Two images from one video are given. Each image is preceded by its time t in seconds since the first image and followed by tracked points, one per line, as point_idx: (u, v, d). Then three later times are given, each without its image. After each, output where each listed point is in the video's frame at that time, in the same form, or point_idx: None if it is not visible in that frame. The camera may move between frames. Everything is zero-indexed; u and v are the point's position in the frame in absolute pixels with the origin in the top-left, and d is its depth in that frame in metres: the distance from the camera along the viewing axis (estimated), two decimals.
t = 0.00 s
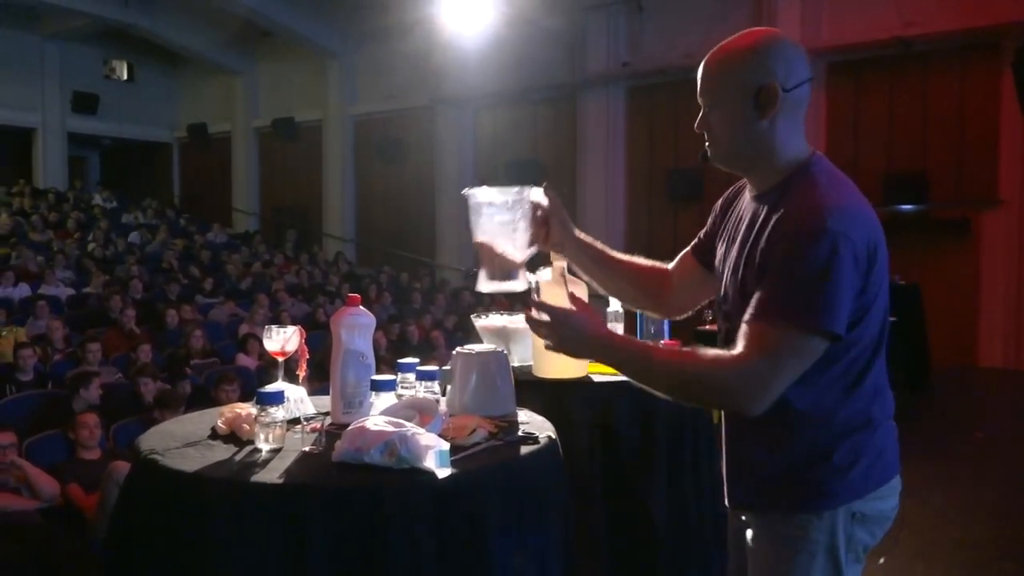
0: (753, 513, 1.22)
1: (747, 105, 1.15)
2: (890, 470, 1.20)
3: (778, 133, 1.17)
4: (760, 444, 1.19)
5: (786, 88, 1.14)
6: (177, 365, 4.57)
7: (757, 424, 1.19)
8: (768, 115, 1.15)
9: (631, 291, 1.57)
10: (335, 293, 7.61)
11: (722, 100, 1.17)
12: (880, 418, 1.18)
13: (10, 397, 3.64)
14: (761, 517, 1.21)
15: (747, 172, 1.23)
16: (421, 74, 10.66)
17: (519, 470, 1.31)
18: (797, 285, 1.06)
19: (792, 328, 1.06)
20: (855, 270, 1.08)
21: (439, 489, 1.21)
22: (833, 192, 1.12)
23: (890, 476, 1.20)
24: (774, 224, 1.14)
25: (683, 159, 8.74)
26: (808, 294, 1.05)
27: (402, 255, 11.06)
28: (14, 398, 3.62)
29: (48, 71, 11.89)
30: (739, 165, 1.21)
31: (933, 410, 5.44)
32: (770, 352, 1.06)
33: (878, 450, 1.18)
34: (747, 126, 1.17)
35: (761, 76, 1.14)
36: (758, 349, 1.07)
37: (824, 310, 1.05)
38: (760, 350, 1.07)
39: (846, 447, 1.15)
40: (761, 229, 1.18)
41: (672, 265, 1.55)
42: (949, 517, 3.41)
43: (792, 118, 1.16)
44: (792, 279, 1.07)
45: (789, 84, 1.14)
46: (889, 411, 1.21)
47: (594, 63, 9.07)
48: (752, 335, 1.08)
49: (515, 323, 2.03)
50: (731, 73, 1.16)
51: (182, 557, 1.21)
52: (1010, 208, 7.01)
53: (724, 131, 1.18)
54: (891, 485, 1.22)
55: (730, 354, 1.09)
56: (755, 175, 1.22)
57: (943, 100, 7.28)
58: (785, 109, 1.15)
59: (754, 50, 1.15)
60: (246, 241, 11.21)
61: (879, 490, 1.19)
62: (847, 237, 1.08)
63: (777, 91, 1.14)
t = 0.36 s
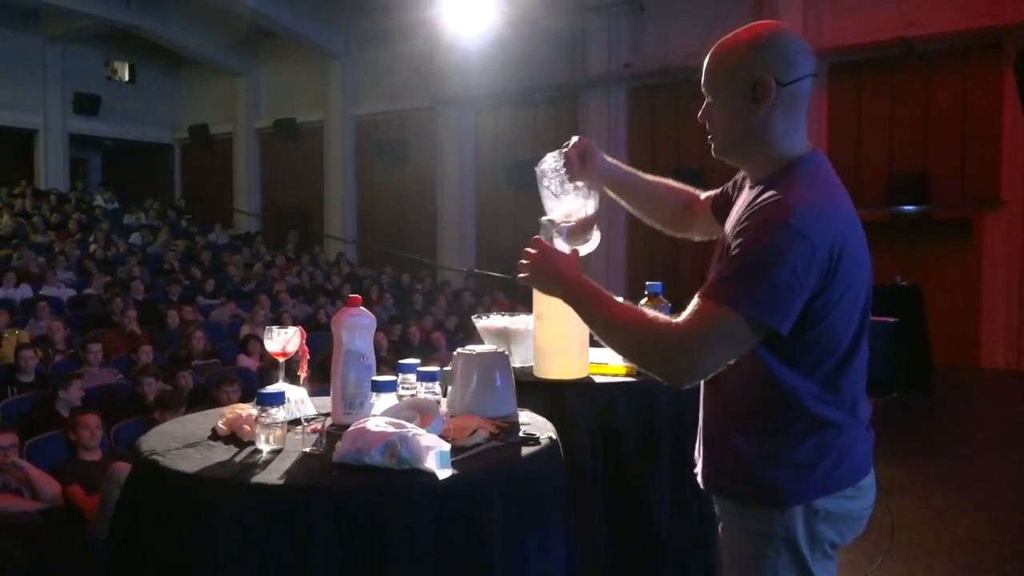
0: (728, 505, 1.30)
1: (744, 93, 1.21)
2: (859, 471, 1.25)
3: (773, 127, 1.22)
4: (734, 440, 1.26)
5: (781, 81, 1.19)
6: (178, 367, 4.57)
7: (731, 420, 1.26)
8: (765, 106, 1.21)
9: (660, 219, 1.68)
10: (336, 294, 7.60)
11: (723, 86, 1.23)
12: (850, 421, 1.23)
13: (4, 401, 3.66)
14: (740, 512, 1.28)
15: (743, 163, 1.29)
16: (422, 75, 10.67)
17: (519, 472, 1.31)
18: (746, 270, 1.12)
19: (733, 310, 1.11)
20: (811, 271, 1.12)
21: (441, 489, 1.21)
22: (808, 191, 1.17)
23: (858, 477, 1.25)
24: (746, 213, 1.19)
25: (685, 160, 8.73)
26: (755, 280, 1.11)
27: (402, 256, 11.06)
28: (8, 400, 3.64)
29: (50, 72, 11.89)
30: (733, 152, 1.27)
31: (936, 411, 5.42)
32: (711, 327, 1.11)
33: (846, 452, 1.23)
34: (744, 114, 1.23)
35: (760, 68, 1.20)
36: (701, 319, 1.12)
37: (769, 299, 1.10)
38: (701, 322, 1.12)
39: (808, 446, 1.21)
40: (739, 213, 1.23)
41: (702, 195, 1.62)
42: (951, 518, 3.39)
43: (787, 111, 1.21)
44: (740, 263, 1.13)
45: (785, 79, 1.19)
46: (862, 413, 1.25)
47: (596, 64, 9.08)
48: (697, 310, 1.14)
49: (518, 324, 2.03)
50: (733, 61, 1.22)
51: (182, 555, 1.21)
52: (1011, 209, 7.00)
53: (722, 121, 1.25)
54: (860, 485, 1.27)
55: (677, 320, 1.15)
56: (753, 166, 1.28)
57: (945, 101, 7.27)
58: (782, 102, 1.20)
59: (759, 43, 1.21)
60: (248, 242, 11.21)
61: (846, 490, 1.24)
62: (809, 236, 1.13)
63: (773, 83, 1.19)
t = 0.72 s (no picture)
0: (730, 506, 1.30)
1: (737, 97, 1.24)
2: (857, 475, 1.24)
3: (767, 129, 1.24)
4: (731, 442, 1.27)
5: (773, 87, 1.22)
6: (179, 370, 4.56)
7: (731, 421, 1.28)
8: (758, 110, 1.23)
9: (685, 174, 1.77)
10: (336, 297, 7.60)
11: (720, 91, 1.27)
12: (846, 425, 1.23)
13: (5, 405, 3.69)
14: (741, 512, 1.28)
15: (745, 166, 1.30)
16: (421, 77, 10.67)
17: (518, 477, 1.31)
18: (729, 282, 1.17)
19: (718, 322, 1.17)
20: (792, 282, 1.15)
21: (441, 495, 1.21)
22: (797, 199, 1.19)
23: (855, 481, 1.24)
24: (739, 221, 1.23)
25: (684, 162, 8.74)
26: (735, 293, 1.16)
27: (402, 259, 11.06)
28: (7, 405, 3.66)
29: (50, 76, 11.90)
30: (733, 156, 1.29)
31: (937, 413, 5.41)
32: (699, 340, 1.18)
33: (842, 456, 1.22)
34: (738, 118, 1.25)
35: (753, 72, 1.23)
36: (690, 332, 1.19)
37: (749, 312, 1.15)
38: (690, 335, 1.19)
39: (801, 449, 1.21)
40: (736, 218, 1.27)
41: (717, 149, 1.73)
42: (953, 519, 3.38)
43: (781, 116, 1.23)
44: (723, 276, 1.18)
45: (777, 85, 1.21)
46: (859, 418, 1.25)
47: (595, 66, 9.10)
48: (688, 321, 1.20)
49: (518, 328, 2.03)
50: (729, 67, 1.25)
51: (182, 560, 1.21)
52: (1011, 210, 7.00)
53: (721, 127, 1.28)
54: (858, 490, 1.25)
55: (671, 330, 1.22)
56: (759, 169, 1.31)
57: (943, 101, 7.27)
58: (776, 105, 1.22)
59: (754, 48, 1.24)
60: (247, 246, 11.21)
61: (842, 494, 1.23)
62: (790, 247, 1.15)
63: (763, 86, 1.22)
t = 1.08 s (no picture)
0: (729, 521, 1.31)
1: (730, 110, 1.26)
2: (855, 490, 1.24)
3: (761, 142, 1.25)
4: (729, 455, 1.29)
5: (766, 99, 1.23)
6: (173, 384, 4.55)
7: (729, 435, 1.29)
8: (751, 123, 1.24)
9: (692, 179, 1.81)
10: (331, 311, 7.58)
11: (715, 103, 1.28)
12: (843, 440, 1.23)
13: None
14: (742, 525, 1.29)
15: (741, 178, 1.31)
16: (415, 91, 10.69)
17: (512, 493, 1.30)
18: (716, 296, 1.19)
19: (706, 335, 1.18)
20: (779, 295, 1.16)
21: (436, 512, 1.21)
22: (788, 212, 1.20)
23: (854, 497, 1.24)
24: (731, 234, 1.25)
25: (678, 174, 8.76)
26: (722, 307, 1.18)
27: (397, 272, 11.05)
28: None
29: (44, 91, 11.89)
30: (730, 168, 1.30)
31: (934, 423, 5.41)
32: (688, 352, 1.19)
33: (839, 471, 1.22)
34: (732, 130, 1.27)
35: (746, 85, 1.24)
36: (679, 343, 1.21)
37: (736, 325, 1.16)
38: (681, 346, 1.21)
39: (796, 464, 1.22)
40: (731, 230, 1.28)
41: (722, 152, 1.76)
42: (949, 531, 3.38)
43: (774, 126, 1.24)
44: (713, 289, 1.19)
45: (770, 97, 1.23)
46: (857, 433, 1.25)
47: (589, 78, 9.15)
48: (680, 333, 1.22)
49: (512, 342, 2.03)
50: (723, 79, 1.27)
51: None
52: (1003, 220, 7.04)
53: (717, 139, 1.30)
54: (857, 506, 1.25)
55: (663, 341, 1.24)
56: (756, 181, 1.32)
57: (937, 111, 7.31)
58: (768, 118, 1.24)
59: (748, 61, 1.25)
60: (242, 259, 11.19)
61: (839, 510, 1.24)
62: (776, 261, 1.16)
63: (755, 99, 1.23)
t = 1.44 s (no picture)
0: (725, 537, 1.33)
1: (720, 125, 1.28)
2: (848, 508, 1.24)
3: (749, 156, 1.27)
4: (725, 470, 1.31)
5: (752, 113, 1.25)
6: (161, 398, 4.53)
7: (724, 451, 1.31)
8: (738, 138, 1.27)
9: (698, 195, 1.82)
10: (321, 324, 7.56)
11: (707, 118, 1.31)
12: (834, 455, 1.24)
13: None
14: (738, 541, 1.31)
15: (733, 192, 1.33)
16: (407, 105, 10.71)
17: (500, 509, 1.30)
18: (697, 307, 1.21)
19: (688, 346, 1.21)
20: (757, 306, 1.18)
21: (424, 527, 1.20)
22: (771, 225, 1.22)
23: (847, 515, 1.24)
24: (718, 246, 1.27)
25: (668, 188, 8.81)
26: (703, 318, 1.20)
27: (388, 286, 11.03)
28: None
29: (34, 103, 11.87)
30: (722, 182, 1.32)
31: (922, 438, 5.43)
32: (670, 361, 1.22)
33: (831, 488, 1.23)
34: (722, 145, 1.29)
35: (733, 101, 1.27)
36: (662, 353, 1.24)
37: (715, 336, 1.19)
38: (666, 356, 1.23)
39: (786, 479, 1.24)
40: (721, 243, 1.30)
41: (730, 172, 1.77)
42: (937, 546, 3.38)
43: (761, 141, 1.26)
44: (694, 303, 1.22)
45: (757, 111, 1.25)
46: (851, 449, 1.25)
47: (581, 94, 9.21)
48: (665, 344, 1.24)
49: (501, 356, 2.03)
50: (712, 97, 1.29)
51: None
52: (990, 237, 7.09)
53: (709, 154, 1.32)
54: (853, 525, 1.26)
55: (650, 350, 1.26)
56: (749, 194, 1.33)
57: (923, 129, 7.40)
58: (755, 133, 1.25)
59: (737, 78, 1.28)
60: (232, 272, 11.16)
61: (832, 528, 1.24)
62: (754, 273, 1.18)
63: (743, 115, 1.25)
